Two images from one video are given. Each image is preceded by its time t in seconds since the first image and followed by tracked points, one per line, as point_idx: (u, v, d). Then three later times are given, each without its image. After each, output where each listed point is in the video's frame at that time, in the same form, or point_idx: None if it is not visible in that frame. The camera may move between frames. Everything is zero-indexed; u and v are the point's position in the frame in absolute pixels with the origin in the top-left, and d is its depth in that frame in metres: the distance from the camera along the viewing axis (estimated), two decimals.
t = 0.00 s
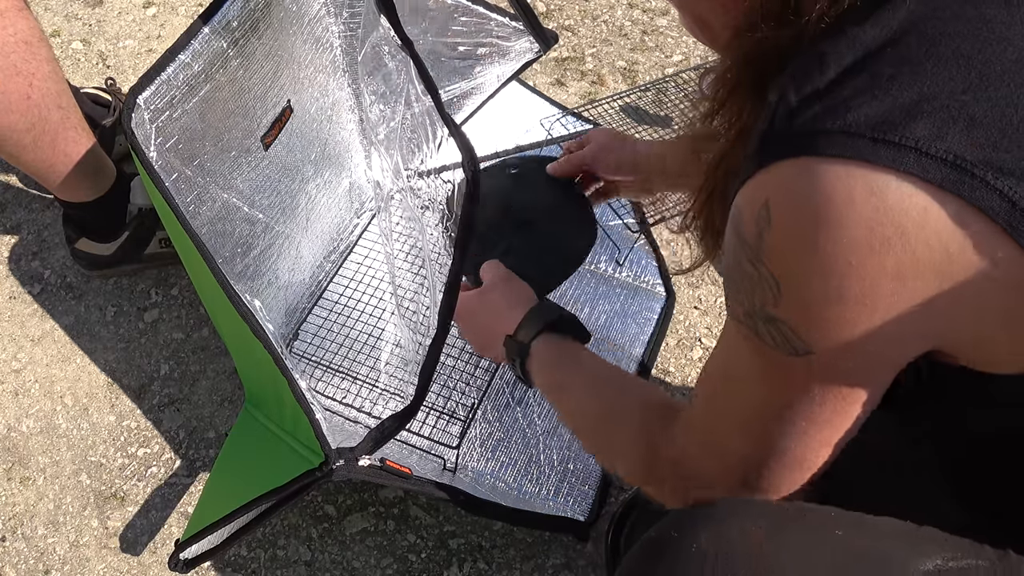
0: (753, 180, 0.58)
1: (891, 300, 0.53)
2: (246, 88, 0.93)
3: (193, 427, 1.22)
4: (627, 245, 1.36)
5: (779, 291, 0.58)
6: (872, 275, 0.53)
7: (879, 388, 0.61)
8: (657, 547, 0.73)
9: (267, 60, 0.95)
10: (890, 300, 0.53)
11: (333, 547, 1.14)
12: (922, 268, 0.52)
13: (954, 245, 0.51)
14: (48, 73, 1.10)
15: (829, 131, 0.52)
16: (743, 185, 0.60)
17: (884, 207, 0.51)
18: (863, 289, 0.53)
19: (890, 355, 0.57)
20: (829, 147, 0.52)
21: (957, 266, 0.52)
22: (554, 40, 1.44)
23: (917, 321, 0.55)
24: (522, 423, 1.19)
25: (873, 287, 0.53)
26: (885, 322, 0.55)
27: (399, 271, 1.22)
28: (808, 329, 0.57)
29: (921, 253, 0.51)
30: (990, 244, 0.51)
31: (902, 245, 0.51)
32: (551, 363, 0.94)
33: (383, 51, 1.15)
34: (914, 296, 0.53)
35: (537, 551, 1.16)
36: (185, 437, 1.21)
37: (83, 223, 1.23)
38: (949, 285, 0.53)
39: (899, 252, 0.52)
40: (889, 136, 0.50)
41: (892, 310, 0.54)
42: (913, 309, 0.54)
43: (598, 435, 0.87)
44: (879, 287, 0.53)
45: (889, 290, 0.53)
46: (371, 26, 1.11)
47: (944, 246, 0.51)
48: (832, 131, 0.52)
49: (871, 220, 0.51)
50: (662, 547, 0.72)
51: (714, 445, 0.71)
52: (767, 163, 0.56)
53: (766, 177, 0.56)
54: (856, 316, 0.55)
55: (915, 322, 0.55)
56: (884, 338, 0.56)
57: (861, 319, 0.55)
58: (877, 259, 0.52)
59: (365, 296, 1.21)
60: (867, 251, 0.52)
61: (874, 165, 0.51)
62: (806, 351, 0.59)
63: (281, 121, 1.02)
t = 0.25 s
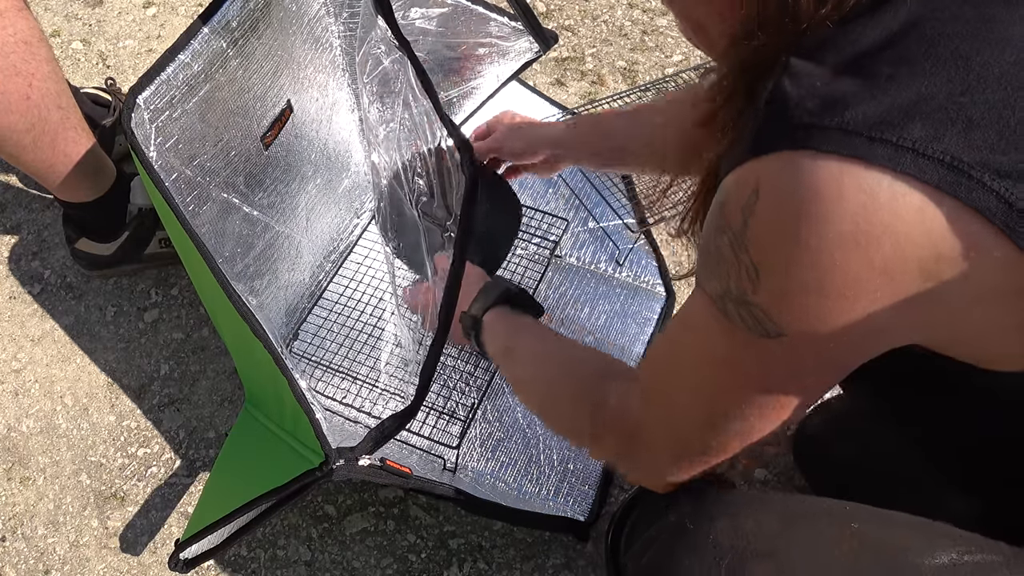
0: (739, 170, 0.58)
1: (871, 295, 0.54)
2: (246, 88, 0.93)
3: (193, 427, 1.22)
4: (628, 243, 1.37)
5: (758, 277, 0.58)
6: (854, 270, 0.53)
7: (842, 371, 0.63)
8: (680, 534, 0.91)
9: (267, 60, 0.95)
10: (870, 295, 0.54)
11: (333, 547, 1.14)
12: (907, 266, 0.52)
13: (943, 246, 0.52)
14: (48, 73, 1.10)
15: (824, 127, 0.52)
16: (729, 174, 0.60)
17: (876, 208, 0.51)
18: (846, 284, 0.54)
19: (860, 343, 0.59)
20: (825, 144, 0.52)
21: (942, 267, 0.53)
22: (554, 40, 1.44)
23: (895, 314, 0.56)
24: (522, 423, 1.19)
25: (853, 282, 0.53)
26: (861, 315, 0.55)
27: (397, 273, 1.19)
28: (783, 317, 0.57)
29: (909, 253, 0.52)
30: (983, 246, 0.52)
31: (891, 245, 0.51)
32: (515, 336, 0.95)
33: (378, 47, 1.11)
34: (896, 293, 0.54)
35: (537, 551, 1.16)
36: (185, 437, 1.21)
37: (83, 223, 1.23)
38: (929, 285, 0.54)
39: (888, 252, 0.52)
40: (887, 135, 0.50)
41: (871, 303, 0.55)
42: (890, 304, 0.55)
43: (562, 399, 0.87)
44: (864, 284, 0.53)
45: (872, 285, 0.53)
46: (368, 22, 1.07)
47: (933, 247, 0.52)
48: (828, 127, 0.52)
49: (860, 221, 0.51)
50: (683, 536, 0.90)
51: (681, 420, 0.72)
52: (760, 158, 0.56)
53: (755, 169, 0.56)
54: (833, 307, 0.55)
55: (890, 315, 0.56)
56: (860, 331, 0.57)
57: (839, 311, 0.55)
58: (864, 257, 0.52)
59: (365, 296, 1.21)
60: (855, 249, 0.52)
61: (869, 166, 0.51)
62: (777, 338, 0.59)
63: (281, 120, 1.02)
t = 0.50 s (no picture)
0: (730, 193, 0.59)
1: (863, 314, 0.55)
2: (246, 88, 0.93)
3: (193, 427, 1.22)
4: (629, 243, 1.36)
5: (750, 300, 0.58)
6: (845, 290, 0.54)
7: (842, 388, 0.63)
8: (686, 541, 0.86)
9: (267, 60, 0.95)
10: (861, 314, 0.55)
11: (333, 547, 1.14)
12: (896, 285, 0.53)
13: (932, 264, 0.52)
14: (48, 73, 1.10)
15: (805, 150, 0.53)
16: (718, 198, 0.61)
17: (862, 228, 0.52)
18: (837, 303, 0.54)
19: (855, 362, 0.59)
20: (804, 166, 0.53)
21: (933, 285, 0.53)
22: (554, 40, 1.43)
23: (888, 332, 0.57)
24: (522, 423, 1.19)
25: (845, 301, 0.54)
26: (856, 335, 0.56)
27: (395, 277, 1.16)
28: (777, 338, 0.58)
29: (897, 272, 0.52)
30: (972, 259, 0.52)
31: (879, 265, 0.52)
32: (540, 338, 0.97)
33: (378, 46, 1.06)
34: (887, 311, 0.55)
35: (537, 551, 1.15)
36: (185, 437, 1.21)
37: (83, 223, 1.23)
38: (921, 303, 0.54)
39: (876, 270, 0.52)
40: (866, 156, 0.51)
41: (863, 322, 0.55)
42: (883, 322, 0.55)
43: (578, 397, 0.89)
44: (853, 303, 0.54)
45: (862, 304, 0.54)
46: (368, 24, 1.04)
47: (922, 265, 0.52)
48: (809, 150, 0.53)
49: (849, 240, 0.52)
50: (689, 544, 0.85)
51: (681, 431, 0.73)
52: (746, 181, 0.57)
53: (744, 192, 0.57)
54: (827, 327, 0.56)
55: (884, 333, 0.57)
56: (854, 349, 0.58)
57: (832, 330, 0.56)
58: (853, 277, 0.53)
59: (365, 296, 1.21)
60: (844, 269, 0.53)
61: (853, 186, 0.52)
62: (774, 358, 0.60)
63: (281, 120, 1.02)
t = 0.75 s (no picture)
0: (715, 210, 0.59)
1: (857, 321, 0.56)
2: (246, 88, 0.93)
3: (193, 427, 1.22)
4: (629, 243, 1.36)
5: (743, 315, 0.59)
6: (839, 301, 0.55)
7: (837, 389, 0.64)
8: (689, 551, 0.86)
9: (267, 59, 0.95)
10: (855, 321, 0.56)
11: (333, 547, 1.14)
12: (886, 294, 0.54)
13: (920, 271, 0.53)
14: (48, 72, 1.09)
15: (789, 166, 0.53)
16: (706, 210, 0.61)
17: (850, 240, 0.52)
18: (831, 313, 0.55)
19: (851, 365, 0.60)
20: (788, 181, 0.53)
21: (921, 290, 0.54)
22: (554, 40, 1.42)
23: (880, 337, 0.58)
24: (522, 423, 1.19)
25: (840, 310, 0.55)
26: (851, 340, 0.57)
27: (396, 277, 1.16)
28: (773, 349, 0.59)
29: (886, 281, 0.53)
30: (963, 264, 0.53)
31: (869, 275, 0.53)
32: (562, 330, 0.95)
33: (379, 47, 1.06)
34: (879, 318, 0.56)
35: (537, 551, 1.15)
36: (185, 437, 1.21)
37: (83, 223, 1.23)
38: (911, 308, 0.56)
39: (867, 279, 0.53)
40: (851, 169, 0.52)
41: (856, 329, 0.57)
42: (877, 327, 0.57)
43: (597, 390, 0.89)
44: (845, 313, 0.55)
45: (854, 314, 0.55)
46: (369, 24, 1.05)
47: (911, 273, 0.53)
48: (791, 165, 0.53)
49: (838, 253, 0.53)
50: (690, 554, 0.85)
51: (685, 431, 0.75)
52: (731, 196, 0.57)
53: (729, 209, 0.57)
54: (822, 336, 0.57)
55: (876, 338, 0.58)
56: (846, 354, 0.59)
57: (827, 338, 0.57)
58: (845, 288, 0.54)
59: (365, 296, 1.21)
60: (835, 281, 0.54)
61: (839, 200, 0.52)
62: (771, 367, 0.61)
63: (281, 120, 1.02)
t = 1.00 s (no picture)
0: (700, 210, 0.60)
1: (840, 322, 0.57)
2: (246, 88, 0.93)
3: (193, 427, 1.22)
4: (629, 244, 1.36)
5: (729, 313, 0.61)
6: (821, 301, 0.56)
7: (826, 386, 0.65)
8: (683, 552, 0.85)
9: (267, 60, 0.95)
10: (838, 322, 0.57)
11: (332, 547, 1.14)
12: (869, 296, 0.55)
13: (905, 273, 0.53)
14: (49, 72, 1.09)
15: (772, 168, 0.54)
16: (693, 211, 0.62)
17: (832, 241, 0.53)
18: (815, 312, 0.57)
19: (837, 364, 0.61)
20: (771, 184, 0.54)
21: (906, 292, 0.55)
22: (554, 40, 1.41)
23: (867, 337, 0.58)
24: (521, 422, 1.19)
25: (822, 311, 0.56)
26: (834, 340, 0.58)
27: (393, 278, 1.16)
28: (760, 347, 0.61)
29: (868, 283, 0.54)
30: (943, 264, 0.53)
31: (850, 276, 0.54)
32: (568, 325, 0.95)
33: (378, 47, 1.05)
34: (864, 319, 0.57)
35: (537, 551, 1.15)
36: (185, 437, 1.21)
37: (83, 223, 1.24)
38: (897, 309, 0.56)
39: (850, 280, 0.54)
40: (832, 171, 0.52)
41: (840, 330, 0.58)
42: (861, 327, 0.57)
43: (593, 387, 0.91)
44: (829, 313, 0.56)
45: (837, 314, 0.56)
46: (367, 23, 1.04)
47: (895, 275, 0.54)
48: (773, 167, 0.54)
49: (820, 254, 0.54)
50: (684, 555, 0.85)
51: (676, 428, 0.76)
52: (717, 199, 0.58)
53: (713, 210, 0.58)
54: (805, 335, 0.58)
55: (861, 338, 0.59)
56: (832, 354, 0.60)
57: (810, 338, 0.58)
58: (828, 288, 0.55)
59: (365, 296, 1.21)
60: (817, 281, 0.55)
61: (821, 202, 0.53)
62: (757, 364, 0.62)
63: (281, 120, 1.02)
